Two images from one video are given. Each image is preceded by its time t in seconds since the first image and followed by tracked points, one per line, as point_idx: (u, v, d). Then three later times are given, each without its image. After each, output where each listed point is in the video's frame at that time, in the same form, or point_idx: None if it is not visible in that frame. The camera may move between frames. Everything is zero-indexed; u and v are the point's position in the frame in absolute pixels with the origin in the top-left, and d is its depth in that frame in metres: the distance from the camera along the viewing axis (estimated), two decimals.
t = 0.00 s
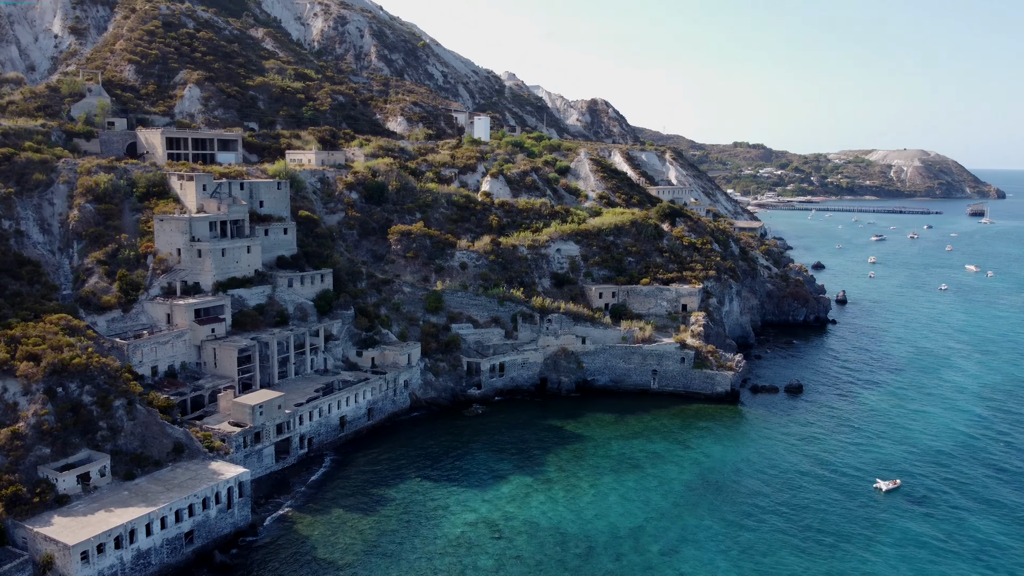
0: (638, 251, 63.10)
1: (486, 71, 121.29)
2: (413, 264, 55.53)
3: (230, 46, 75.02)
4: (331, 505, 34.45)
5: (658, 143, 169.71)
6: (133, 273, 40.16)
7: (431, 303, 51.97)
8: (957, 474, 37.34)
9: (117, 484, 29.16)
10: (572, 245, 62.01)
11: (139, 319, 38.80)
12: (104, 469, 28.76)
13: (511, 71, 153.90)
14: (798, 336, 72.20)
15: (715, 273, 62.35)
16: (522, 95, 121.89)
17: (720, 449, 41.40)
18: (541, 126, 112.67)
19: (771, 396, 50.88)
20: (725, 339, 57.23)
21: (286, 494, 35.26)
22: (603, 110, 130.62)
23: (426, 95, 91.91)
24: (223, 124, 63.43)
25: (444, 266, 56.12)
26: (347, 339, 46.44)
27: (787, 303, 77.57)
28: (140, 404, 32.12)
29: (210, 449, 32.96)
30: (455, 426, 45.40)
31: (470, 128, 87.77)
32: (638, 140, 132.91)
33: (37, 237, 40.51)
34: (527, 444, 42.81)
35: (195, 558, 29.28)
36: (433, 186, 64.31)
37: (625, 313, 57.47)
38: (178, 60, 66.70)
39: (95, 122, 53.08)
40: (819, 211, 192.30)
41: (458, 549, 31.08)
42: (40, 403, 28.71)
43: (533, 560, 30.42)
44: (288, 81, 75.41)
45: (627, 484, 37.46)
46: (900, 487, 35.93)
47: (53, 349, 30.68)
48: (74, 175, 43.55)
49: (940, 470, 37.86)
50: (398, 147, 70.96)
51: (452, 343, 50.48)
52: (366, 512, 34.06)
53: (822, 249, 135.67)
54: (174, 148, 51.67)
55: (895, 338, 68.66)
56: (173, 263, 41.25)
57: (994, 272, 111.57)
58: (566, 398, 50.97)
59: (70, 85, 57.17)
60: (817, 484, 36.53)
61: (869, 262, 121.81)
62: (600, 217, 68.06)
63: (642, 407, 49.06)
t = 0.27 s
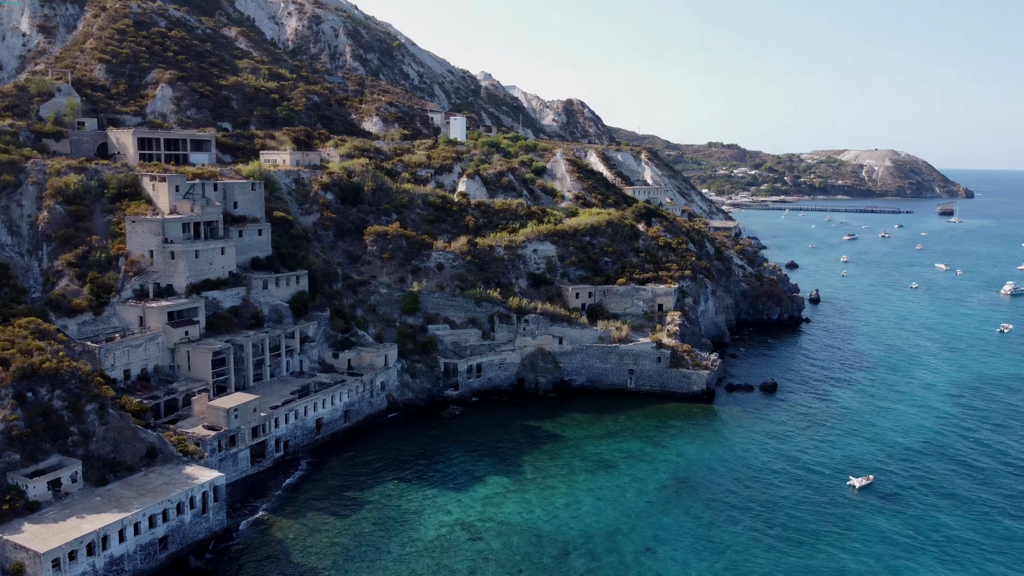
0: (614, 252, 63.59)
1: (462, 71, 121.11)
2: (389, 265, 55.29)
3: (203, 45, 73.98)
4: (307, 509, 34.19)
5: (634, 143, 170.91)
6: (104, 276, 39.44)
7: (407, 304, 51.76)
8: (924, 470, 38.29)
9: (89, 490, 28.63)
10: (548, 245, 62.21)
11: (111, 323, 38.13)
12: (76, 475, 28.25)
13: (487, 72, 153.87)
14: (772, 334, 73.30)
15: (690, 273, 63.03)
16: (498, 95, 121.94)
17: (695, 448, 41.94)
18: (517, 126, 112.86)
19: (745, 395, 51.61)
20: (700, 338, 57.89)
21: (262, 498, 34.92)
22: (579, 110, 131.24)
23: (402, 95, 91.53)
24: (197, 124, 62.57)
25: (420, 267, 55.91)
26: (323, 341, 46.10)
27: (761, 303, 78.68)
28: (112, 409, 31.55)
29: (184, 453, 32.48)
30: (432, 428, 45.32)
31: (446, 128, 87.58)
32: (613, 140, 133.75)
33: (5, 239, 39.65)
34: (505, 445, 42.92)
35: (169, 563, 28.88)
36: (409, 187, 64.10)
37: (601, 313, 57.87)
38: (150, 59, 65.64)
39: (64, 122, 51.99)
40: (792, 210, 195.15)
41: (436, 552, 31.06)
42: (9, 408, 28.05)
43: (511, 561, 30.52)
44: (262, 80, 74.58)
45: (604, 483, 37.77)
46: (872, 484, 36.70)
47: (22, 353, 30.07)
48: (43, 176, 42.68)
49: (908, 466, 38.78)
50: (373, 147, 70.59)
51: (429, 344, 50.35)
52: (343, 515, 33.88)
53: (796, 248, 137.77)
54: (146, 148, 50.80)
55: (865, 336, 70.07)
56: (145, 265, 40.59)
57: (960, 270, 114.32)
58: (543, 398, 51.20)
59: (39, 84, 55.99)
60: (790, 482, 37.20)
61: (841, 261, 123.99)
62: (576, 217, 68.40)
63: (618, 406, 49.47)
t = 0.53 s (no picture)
0: (590, 252, 63.99)
1: (437, 71, 120.84)
2: (365, 266, 54.98)
3: (175, 44, 72.90)
4: (284, 513, 33.90)
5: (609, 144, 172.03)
6: (74, 278, 38.70)
7: (383, 305, 51.49)
8: (894, 466, 39.17)
9: (60, 496, 28.07)
10: (525, 245, 62.38)
11: (82, 326, 37.40)
12: (46, 481, 27.68)
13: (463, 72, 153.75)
14: (745, 333, 74.32)
15: (665, 273, 63.67)
16: (474, 95, 121.90)
17: (670, 447, 42.40)
18: (493, 126, 112.94)
19: (720, 394, 52.27)
20: (676, 338, 58.52)
21: (237, 502, 34.54)
22: (555, 111, 131.73)
23: (377, 95, 91.07)
24: (169, 124, 61.65)
25: (396, 268, 55.67)
26: (298, 343, 45.73)
27: (736, 302, 79.69)
28: (83, 413, 31.02)
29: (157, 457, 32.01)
30: (409, 429, 45.20)
31: (422, 129, 87.34)
32: (588, 140, 134.50)
33: None
34: (482, 446, 42.96)
35: (143, 570, 28.43)
36: (384, 187, 63.81)
37: (577, 313, 58.22)
38: (120, 58, 64.52)
39: (33, 122, 50.87)
40: (765, 210, 197.82)
41: (414, 554, 31.01)
42: None
43: (489, 563, 30.59)
44: (235, 80, 73.67)
45: (581, 484, 38.02)
46: (845, 481, 37.48)
47: None
48: (10, 177, 41.76)
49: (878, 463, 39.62)
50: (348, 147, 70.15)
51: (405, 346, 50.19)
52: (321, 519, 33.65)
53: (770, 248, 139.73)
54: (117, 149, 49.91)
55: (835, 335, 71.41)
56: (116, 267, 39.93)
57: (928, 268, 116.92)
58: (520, 398, 51.35)
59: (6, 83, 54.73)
60: (763, 480, 37.82)
61: (812, 260, 126.06)
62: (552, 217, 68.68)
63: (595, 406, 49.80)
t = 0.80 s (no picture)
0: (566, 252, 64.32)
1: (412, 71, 120.41)
2: (341, 267, 54.63)
3: (146, 43, 71.75)
4: (260, 516, 33.59)
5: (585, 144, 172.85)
6: (44, 281, 37.94)
7: (359, 306, 51.20)
8: (863, 463, 40.08)
9: (30, 502, 27.50)
10: (501, 246, 62.50)
11: (51, 329, 36.58)
12: (16, 488, 27.02)
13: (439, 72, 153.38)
14: (719, 332, 75.29)
15: (641, 273, 64.24)
16: (449, 95, 121.64)
17: (646, 446, 42.88)
18: (468, 126, 112.88)
19: (696, 393, 52.95)
20: (652, 337, 59.09)
21: (212, 507, 34.14)
22: (530, 111, 132.06)
23: (352, 95, 90.48)
24: (140, 124, 60.68)
25: (372, 269, 55.40)
26: (273, 345, 45.31)
27: (711, 301, 80.66)
28: (54, 419, 30.57)
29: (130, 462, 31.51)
30: (386, 431, 45.07)
31: (397, 129, 86.96)
32: (564, 140, 135.07)
33: None
34: (460, 447, 43.02)
35: None
36: (360, 188, 63.47)
37: (554, 313, 58.50)
38: (90, 57, 63.36)
39: None
40: (739, 210, 200.30)
41: (393, 556, 30.98)
42: None
43: (468, 563, 30.68)
44: (208, 80, 72.69)
45: (559, 484, 38.30)
46: (819, 478, 38.31)
47: None
48: None
49: (848, 459, 40.51)
50: (323, 148, 69.63)
51: (381, 347, 50.00)
52: (298, 522, 33.43)
53: (744, 247, 141.65)
54: (87, 149, 48.99)
55: (807, 333, 72.69)
56: (87, 269, 39.32)
57: (897, 267, 119.38)
58: (497, 398, 51.46)
59: None
60: (738, 478, 38.45)
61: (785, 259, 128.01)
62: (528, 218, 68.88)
63: (572, 406, 50.12)
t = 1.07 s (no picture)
0: (541, 252, 64.59)
1: (386, 70, 119.78)
2: (314, 268, 54.20)
3: (115, 41, 70.43)
4: (234, 521, 33.25)
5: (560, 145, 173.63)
6: (10, 283, 37.09)
7: (333, 307, 50.85)
8: (832, 459, 40.97)
9: None
10: (476, 246, 62.56)
11: (19, 332, 35.83)
12: None
13: (413, 73, 152.75)
14: (693, 332, 76.23)
15: (616, 273, 64.78)
16: (424, 95, 121.25)
17: (621, 446, 43.33)
18: (443, 126, 112.67)
19: (670, 392, 53.62)
20: (627, 336, 59.63)
21: (185, 511, 33.75)
22: (505, 111, 132.27)
23: (325, 95, 89.74)
24: (109, 124, 59.58)
25: (346, 270, 55.07)
26: (246, 347, 44.82)
27: (685, 300, 81.65)
28: (21, 424, 29.73)
29: (100, 468, 30.98)
30: (362, 433, 44.88)
31: (371, 129, 86.46)
32: (538, 141, 135.47)
33: None
34: (436, 448, 43.00)
35: None
36: (334, 188, 63.02)
37: (529, 313, 58.73)
38: (57, 56, 62.07)
39: None
40: (712, 209, 202.72)
41: (369, 559, 30.93)
42: None
43: (444, 565, 30.73)
44: (178, 79, 71.59)
45: (535, 484, 38.50)
46: (791, 474, 39.08)
47: None
48: None
49: (818, 456, 41.37)
50: (296, 148, 68.99)
51: (356, 349, 49.74)
52: (273, 525, 33.20)
53: (717, 246, 143.48)
54: (55, 150, 47.92)
55: (778, 332, 73.95)
56: (55, 272, 38.57)
57: (865, 265, 121.84)
58: (473, 399, 51.53)
59: None
60: (712, 476, 39.06)
61: (758, 259, 129.91)
62: (503, 218, 69.03)
63: (548, 406, 50.40)
